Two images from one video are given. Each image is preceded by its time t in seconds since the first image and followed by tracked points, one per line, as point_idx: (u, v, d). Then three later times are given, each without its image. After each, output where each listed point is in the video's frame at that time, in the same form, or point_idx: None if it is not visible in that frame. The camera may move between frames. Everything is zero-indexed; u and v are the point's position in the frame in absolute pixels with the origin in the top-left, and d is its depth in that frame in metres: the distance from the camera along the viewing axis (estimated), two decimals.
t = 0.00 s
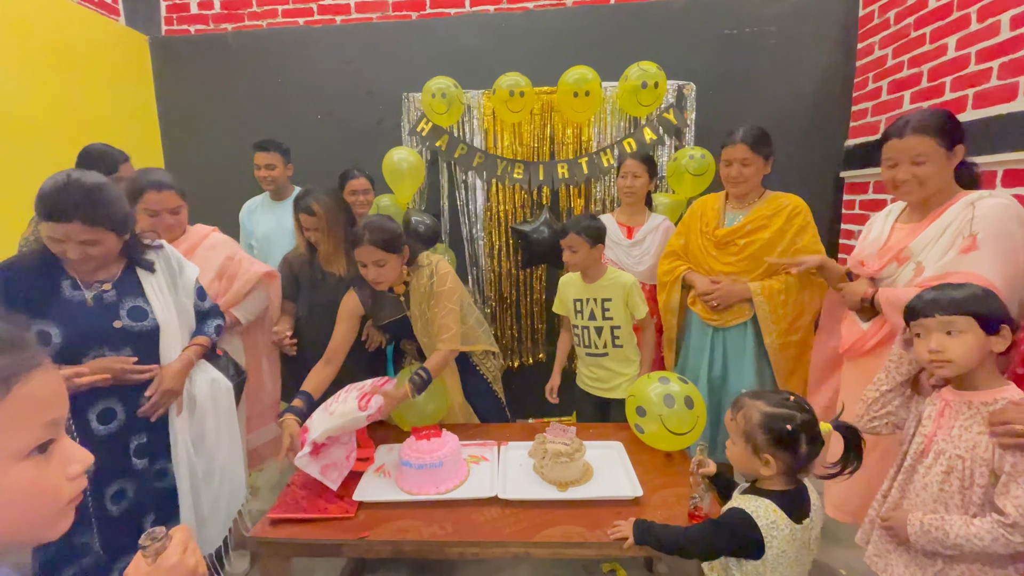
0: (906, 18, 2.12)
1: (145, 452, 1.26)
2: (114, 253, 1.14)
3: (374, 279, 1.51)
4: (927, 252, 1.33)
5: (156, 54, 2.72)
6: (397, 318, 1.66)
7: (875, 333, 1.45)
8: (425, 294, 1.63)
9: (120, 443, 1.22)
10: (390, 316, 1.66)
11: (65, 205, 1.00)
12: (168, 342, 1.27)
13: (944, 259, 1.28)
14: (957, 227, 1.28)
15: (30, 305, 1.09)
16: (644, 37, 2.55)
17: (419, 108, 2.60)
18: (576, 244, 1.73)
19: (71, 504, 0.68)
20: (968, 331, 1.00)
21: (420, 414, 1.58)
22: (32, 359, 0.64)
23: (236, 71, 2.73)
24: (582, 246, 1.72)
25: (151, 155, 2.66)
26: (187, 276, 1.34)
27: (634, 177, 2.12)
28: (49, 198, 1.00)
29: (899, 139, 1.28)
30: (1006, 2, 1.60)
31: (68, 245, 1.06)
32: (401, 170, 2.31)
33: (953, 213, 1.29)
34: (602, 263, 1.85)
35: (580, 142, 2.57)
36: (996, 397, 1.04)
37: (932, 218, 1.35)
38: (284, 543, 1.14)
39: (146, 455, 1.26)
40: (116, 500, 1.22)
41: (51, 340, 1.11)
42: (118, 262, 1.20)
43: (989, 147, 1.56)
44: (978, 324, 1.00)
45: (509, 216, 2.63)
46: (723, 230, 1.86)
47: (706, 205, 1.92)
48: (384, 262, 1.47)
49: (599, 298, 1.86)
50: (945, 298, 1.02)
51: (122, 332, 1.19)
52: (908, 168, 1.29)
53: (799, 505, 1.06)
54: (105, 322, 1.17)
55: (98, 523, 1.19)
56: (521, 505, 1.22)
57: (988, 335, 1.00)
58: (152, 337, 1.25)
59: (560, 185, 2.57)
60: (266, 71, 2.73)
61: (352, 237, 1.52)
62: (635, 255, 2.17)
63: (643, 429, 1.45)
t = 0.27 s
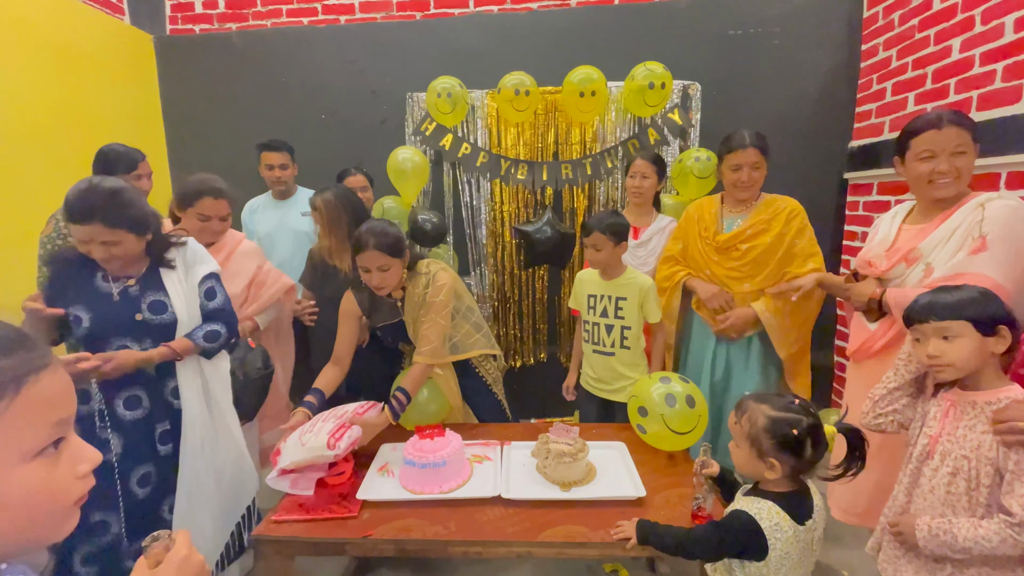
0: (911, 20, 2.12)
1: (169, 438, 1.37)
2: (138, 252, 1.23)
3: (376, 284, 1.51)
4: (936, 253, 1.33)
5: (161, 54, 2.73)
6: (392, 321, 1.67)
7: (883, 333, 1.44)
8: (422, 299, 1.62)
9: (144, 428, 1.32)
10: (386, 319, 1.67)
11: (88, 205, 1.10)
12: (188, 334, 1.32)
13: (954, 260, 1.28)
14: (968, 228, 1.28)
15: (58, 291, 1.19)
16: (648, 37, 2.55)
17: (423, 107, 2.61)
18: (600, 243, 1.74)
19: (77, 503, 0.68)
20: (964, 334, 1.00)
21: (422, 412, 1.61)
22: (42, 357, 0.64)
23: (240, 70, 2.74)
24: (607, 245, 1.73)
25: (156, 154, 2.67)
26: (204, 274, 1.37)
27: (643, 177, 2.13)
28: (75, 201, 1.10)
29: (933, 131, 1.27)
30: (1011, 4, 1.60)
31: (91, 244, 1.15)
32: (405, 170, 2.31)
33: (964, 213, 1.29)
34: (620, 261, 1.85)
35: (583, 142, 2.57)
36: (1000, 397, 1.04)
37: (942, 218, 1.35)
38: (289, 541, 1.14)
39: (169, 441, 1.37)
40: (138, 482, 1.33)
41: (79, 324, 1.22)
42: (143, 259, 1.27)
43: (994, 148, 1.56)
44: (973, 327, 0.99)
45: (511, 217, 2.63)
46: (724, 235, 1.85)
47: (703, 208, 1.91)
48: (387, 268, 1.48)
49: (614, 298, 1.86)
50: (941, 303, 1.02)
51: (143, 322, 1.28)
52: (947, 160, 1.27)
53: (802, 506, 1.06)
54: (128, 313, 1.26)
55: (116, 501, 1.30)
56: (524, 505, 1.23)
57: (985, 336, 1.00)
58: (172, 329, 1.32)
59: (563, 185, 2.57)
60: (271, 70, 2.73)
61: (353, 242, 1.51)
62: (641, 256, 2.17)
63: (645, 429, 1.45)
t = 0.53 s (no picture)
0: (910, 22, 2.12)
1: (152, 434, 1.37)
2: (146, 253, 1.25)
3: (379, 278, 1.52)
4: (946, 254, 1.33)
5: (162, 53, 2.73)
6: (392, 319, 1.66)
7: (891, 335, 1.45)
8: (422, 297, 1.62)
9: (127, 423, 1.34)
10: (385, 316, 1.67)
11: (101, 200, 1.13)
12: (173, 336, 1.33)
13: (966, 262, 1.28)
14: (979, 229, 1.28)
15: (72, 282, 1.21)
16: (648, 39, 2.56)
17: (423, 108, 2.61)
18: (609, 246, 1.74)
19: (73, 503, 0.68)
20: (963, 341, 1.00)
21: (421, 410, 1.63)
22: (35, 356, 0.64)
23: (241, 70, 2.74)
24: (616, 248, 1.74)
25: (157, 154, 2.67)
26: (201, 277, 1.36)
27: (645, 178, 2.13)
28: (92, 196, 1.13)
29: (944, 130, 1.26)
30: (1010, 6, 1.60)
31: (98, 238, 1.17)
32: (405, 170, 2.32)
33: (974, 215, 1.29)
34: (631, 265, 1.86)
35: (583, 143, 2.58)
36: (999, 400, 1.03)
37: (950, 219, 1.35)
38: (288, 540, 1.14)
39: (154, 438, 1.38)
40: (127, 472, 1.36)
41: (86, 308, 1.26)
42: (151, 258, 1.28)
43: (993, 151, 1.56)
44: (972, 333, 1.00)
45: (512, 217, 2.63)
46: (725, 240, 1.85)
47: (702, 211, 1.92)
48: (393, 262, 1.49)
49: (621, 300, 1.87)
50: (940, 307, 1.02)
51: (139, 316, 1.30)
52: (955, 159, 1.27)
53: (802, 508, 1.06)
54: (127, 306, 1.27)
55: (108, 489, 1.34)
56: (523, 505, 1.23)
57: (984, 342, 1.00)
58: (163, 327, 1.33)
59: (564, 186, 2.58)
60: (271, 70, 2.74)
61: (357, 239, 1.52)
62: (642, 257, 2.18)
63: (645, 431, 1.46)
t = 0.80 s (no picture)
0: (907, 26, 2.13)
1: (140, 444, 1.38)
2: (141, 265, 1.23)
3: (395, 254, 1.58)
4: (954, 260, 1.32)
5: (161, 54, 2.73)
6: (401, 300, 1.69)
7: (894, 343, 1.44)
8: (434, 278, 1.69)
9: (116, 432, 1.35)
10: (394, 298, 1.68)
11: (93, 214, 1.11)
12: (155, 350, 1.31)
13: (974, 269, 1.29)
14: (987, 236, 1.28)
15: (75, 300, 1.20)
16: (647, 42, 2.57)
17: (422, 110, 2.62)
18: (601, 251, 1.75)
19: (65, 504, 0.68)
20: (961, 346, 1.01)
21: (415, 413, 1.58)
22: (24, 358, 0.64)
23: (241, 72, 2.74)
24: (609, 253, 1.74)
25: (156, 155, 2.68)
26: (189, 289, 1.32)
27: (645, 181, 2.14)
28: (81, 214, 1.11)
29: (945, 131, 1.26)
30: (1005, 11, 1.61)
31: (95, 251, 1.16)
32: (404, 171, 2.32)
33: (982, 220, 1.29)
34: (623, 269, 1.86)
35: (581, 145, 2.59)
36: (997, 405, 1.04)
37: (957, 223, 1.34)
38: (286, 541, 1.15)
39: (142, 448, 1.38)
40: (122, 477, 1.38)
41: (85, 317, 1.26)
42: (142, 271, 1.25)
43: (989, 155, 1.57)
44: (970, 338, 1.00)
45: (511, 219, 2.64)
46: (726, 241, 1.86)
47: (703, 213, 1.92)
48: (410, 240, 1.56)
49: (613, 304, 1.87)
50: (936, 310, 1.03)
51: (130, 327, 1.29)
52: (951, 160, 1.27)
53: (798, 510, 1.06)
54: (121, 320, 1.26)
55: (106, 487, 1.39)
56: (521, 506, 1.23)
57: (982, 347, 1.01)
58: (148, 339, 1.31)
59: (562, 188, 2.59)
60: (270, 72, 2.74)
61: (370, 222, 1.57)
62: (642, 259, 2.18)
63: (643, 431, 1.45)
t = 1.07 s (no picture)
0: (902, 29, 2.14)
1: (134, 454, 1.38)
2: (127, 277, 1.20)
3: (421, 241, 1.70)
4: (966, 269, 1.29)
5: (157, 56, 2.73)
6: (415, 284, 1.82)
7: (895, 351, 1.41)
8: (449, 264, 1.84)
9: (108, 443, 1.34)
10: (409, 282, 1.82)
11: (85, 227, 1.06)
12: (145, 358, 1.31)
13: (990, 279, 1.26)
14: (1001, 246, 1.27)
15: (68, 314, 1.13)
16: (644, 45, 2.58)
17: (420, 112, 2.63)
18: (566, 251, 1.76)
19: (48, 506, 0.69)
20: (954, 350, 1.01)
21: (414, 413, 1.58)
22: (8, 361, 0.64)
23: (238, 73, 2.74)
24: (573, 253, 1.75)
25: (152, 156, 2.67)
26: (178, 298, 1.33)
27: (644, 182, 2.14)
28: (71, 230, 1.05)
29: (945, 131, 1.27)
30: (1000, 14, 1.62)
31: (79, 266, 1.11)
32: (401, 173, 2.32)
33: (997, 228, 1.28)
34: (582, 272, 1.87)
35: (579, 147, 2.59)
36: (991, 407, 1.05)
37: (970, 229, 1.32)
38: (281, 544, 1.15)
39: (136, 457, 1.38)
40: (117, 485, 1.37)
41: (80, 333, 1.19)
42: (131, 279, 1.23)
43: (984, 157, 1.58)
44: (962, 342, 1.01)
45: (509, 221, 2.64)
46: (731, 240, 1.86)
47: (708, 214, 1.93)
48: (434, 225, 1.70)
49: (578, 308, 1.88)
50: (928, 313, 1.04)
51: (119, 339, 1.28)
52: (943, 160, 1.28)
53: (795, 511, 1.07)
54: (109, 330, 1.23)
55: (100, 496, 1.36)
56: (517, 508, 1.23)
57: (974, 351, 1.01)
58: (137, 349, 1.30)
59: (560, 190, 2.60)
60: (268, 73, 2.74)
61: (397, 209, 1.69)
62: (639, 261, 2.17)
63: (638, 434, 1.46)
